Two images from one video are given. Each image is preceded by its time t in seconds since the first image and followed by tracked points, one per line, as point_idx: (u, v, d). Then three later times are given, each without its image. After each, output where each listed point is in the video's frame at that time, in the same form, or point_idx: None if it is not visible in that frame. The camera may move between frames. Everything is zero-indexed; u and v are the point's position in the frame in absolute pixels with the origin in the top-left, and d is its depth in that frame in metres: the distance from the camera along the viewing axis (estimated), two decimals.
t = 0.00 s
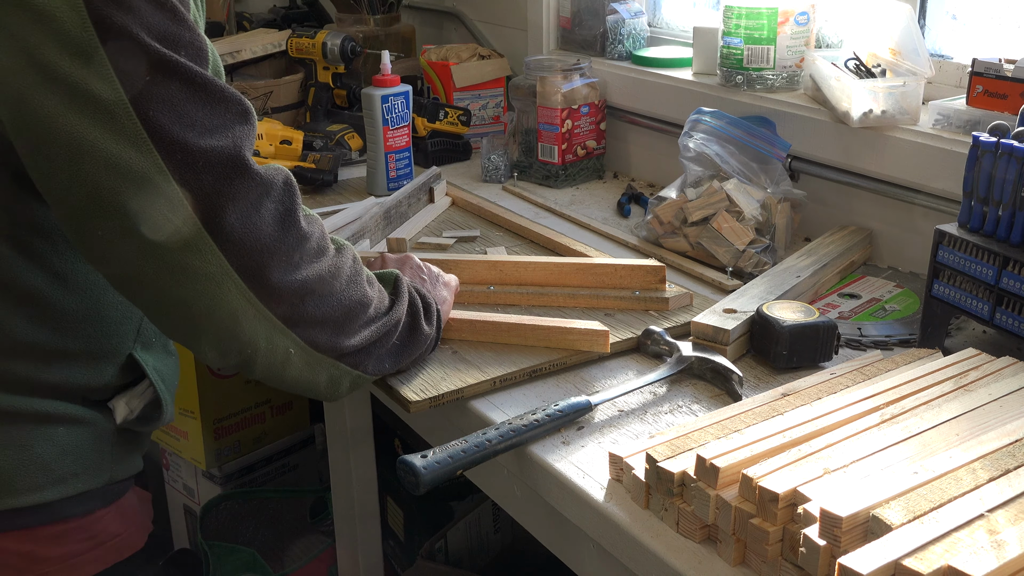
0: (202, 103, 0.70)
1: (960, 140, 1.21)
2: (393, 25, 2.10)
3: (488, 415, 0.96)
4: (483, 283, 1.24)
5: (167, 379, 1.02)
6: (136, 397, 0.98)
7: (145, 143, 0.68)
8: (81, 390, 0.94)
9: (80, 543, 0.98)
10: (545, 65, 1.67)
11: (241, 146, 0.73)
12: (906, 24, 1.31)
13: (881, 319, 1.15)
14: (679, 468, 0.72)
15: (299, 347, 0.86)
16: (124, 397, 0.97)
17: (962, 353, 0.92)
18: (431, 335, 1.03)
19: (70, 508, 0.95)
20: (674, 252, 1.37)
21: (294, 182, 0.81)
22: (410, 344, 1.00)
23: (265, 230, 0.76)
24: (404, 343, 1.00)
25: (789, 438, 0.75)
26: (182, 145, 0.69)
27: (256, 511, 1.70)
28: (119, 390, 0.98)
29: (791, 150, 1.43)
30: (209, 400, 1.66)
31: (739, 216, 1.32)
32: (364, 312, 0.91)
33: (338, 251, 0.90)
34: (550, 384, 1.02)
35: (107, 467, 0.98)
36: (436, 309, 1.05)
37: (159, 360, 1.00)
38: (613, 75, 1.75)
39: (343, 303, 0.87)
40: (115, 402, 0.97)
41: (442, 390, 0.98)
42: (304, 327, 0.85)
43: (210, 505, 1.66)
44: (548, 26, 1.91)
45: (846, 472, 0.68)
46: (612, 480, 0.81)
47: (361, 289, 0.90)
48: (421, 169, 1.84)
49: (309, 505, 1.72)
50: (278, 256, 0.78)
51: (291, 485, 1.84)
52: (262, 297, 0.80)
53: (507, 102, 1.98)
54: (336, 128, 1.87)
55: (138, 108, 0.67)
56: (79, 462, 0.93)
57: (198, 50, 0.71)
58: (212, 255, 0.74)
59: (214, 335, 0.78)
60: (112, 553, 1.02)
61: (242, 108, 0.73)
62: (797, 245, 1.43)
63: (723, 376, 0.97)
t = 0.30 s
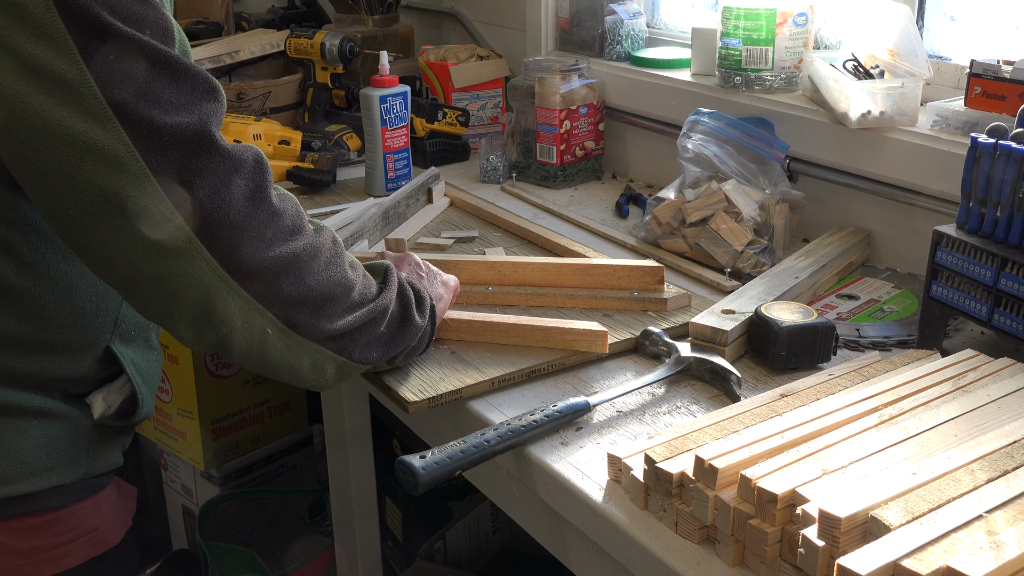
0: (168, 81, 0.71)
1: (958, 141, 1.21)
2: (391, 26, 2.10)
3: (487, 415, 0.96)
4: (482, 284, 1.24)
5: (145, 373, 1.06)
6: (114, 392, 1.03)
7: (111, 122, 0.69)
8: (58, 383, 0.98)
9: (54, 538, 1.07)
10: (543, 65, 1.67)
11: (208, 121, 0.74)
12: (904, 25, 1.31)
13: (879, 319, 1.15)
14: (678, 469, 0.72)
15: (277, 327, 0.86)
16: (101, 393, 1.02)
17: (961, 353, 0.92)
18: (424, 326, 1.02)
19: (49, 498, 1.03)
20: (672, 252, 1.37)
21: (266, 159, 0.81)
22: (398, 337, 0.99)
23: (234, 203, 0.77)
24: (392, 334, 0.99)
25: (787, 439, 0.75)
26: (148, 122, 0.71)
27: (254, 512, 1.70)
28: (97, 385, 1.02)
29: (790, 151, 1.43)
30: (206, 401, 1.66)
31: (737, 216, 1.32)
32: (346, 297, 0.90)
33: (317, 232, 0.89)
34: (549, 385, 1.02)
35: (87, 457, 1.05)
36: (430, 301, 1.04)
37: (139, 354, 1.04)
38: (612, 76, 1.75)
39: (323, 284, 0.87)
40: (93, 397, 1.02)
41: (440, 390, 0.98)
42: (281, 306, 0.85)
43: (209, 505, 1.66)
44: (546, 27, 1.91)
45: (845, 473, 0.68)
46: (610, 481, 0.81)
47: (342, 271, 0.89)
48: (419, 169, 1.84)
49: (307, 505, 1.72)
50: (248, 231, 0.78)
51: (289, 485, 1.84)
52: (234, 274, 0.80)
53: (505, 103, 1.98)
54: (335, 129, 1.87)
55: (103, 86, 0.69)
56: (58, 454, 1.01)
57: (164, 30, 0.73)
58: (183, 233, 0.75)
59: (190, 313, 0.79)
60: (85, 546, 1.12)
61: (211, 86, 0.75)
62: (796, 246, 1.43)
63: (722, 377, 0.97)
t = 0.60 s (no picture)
0: (82, 84, 0.62)
1: (959, 143, 1.21)
2: (392, 29, 2.11)
3: (487, 417, 0.96)
4: (482, 287, 1.24)
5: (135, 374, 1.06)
6: (103, 395, 1.03)
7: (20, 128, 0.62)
8: (48, 382, 0.98)
9: (40, 539, 1.06)
10: (544, 68, 1.68)
11: (124, 129, 0.64)
12: (904, 28, 1.32)
13: (880, 322, 1.15)
14: (678, 471, 0.72)
15: (195, 329, 0.70)
16: (91, 395, 1.02)
17: (961, 356, 0.92)
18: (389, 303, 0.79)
19: (40, 499, 1.03)
20: (673, 255, 1.37)
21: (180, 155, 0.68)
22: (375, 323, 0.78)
23: (135, 217, 0.64)
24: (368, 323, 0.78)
25: (788, 441, 0.75)
26: (50, 128, 0.62)
27: (254, 515, 1.70)
28: (88, 386, 1.03)
29: (790, 154, 1.43)
30: (206, 404, 1.66)
31: (737, 219, 1.32)
32: (275, 292, 0.71)
33: (236, 226, 0.71)
34: (549, 387, 1.02)
35: (80, 456, 1.05)
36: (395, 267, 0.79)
37: (133, 355, 1.06)
38: (612, 79, 1.75)
39: (244, 285, 0.69)
40: (83, 399, 1.02)
41: (441, 393, 0.98)
42: (196, 312, 0.69)
43: (211, 507, 1.65)
44: (547, 29, 1.91)
45: (845, 475, 0.68)
46: (611, 483, 0.81)
47: (270, 264, 0.70)
48: (419, 172, 1.84)
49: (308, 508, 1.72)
50: (148, 242, 0.65)
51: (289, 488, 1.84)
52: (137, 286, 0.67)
53: (505, 106, 1.98)
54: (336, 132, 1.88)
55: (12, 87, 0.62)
56: (48, 454, 1.01)
57: (100, 25, 0.65)
58: (88, 250, 0.65)
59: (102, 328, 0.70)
60: (73, 548, 1.11)
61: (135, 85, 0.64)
62: (796, 249, 1.43)
63: (723, 380, 0.97)
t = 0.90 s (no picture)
0: None
1: (959, 142, 1.21)
2: (391, 28, 2.11)
3: (487, 417, 0.96)
4: (481, 286, 1.24)
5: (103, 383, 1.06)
6: (66, 403, 1.03)
7: None
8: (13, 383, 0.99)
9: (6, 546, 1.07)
10: (544, 66, 1.68)
11: None
12: (904, 26, 1.32)
13: (879, 322, 1.15)
14: (678, 470, 0.72)
15: None
16: (55, 402, 1.02)
17: (961, 355, 0.92)
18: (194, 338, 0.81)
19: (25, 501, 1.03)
20: (673, 254, 1.37)
21: None
22: (176, 356, 0.80)
23: None
24: (169, 354, 0.81)
25: (788, 441, 0.75)
26: None
27: (254, 514, 1.70)
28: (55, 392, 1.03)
29: (790, 153, 1.43)
30: (206, 403, 1.66)
31: (738, 218, 1.32)
32: (47, 309, 0.74)
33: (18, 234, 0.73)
34: (548, 387, 1.02)
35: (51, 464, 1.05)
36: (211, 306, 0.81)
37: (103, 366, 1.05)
38: (611, 78, 1.75)
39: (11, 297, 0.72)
40: (47, 407, 1.02)
41: (441, 392, 0.98)
42: None
43: (210, 506, 1.66)
44: (547, 28, 1.91)
45: (845, 474, 0.68)
46: (611, 482, 0.81)
47: (56, 286, 0.74)
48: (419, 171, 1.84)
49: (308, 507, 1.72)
50: None
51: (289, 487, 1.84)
52: None
53: (505, 105, 1.98)
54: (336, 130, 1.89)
55: None
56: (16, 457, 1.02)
57: None
58: None
59: None
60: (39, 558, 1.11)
61: None
62: (796, 247, 1.43)
63: (723, 379, 0.97)
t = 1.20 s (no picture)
0: None
1: (959, 143, 1.21)
2: (391, 29, 2.11)
3: (487, 418, 0.96)
4: (482, 287, 1.24)
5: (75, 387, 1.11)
6: (35, 404, 1.07)
7: None
8: None
9: None
10: (544, 68, 1.68)
11: None
12: (904, 28, 1.32)
13: (879, 323, 1.15)
14: (678, 471, 0.73)
15: None
16: (22, 404, 1.06)
17: (961, 357, 0.92)
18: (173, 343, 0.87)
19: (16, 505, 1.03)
20: (673, 255, 1.37)
21: None
22: (153, 358, 0.87)
23: None
24: (147, 356, 0.87)
25: (788, 442, 0.75)
26: None
27: (254, 515, 1.70)
28: (22, 395, 1.07)
29: (790, 153, 1.43)
30: (206, 404, 1.66)
31: (737, 220, 1.32)
32: (28, 300, 0.78)
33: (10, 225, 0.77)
34: (548, 388, 1.02)
35: (18, 465, 1.09)
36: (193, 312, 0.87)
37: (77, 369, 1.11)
38: (611, 79, 1.75)
39: None
40: (13, 408, 1.05)
41: (440, 393, 0.98)
42: None
43: (210, 506, 1.66)
44: (547, 29, 1.91)
45: (845, 475, 0.68)
46: (611, 483, 0.81)
47: (51, 277, 0.79)
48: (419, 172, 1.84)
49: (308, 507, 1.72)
50: None
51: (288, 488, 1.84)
52: None
53: (505, 106, 1.98)
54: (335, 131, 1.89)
55: None
56: None
57: None
58: None
59: None
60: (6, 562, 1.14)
61: None
62: (796, 248, 1.43)
63: (723, 380, 0.97)
